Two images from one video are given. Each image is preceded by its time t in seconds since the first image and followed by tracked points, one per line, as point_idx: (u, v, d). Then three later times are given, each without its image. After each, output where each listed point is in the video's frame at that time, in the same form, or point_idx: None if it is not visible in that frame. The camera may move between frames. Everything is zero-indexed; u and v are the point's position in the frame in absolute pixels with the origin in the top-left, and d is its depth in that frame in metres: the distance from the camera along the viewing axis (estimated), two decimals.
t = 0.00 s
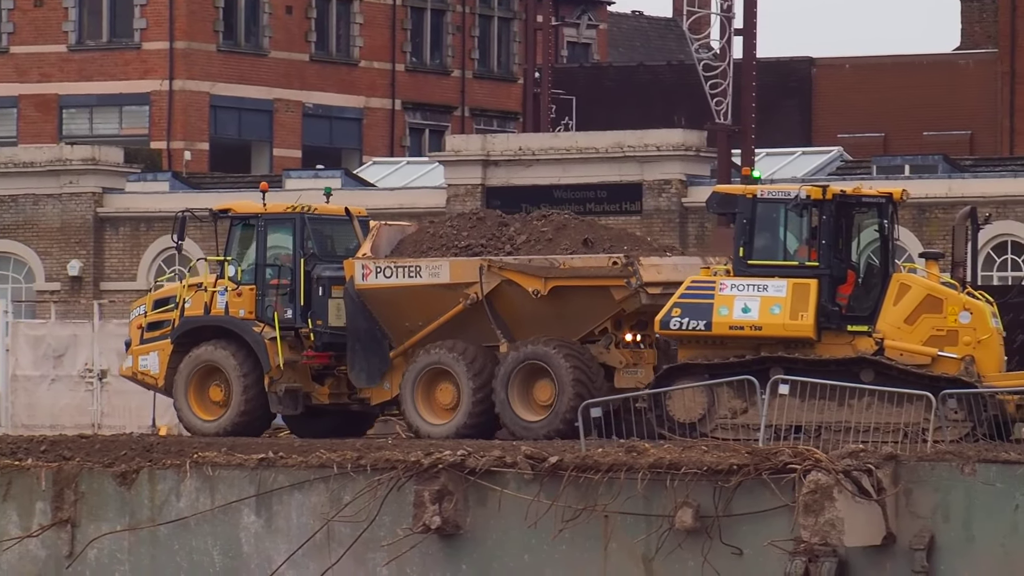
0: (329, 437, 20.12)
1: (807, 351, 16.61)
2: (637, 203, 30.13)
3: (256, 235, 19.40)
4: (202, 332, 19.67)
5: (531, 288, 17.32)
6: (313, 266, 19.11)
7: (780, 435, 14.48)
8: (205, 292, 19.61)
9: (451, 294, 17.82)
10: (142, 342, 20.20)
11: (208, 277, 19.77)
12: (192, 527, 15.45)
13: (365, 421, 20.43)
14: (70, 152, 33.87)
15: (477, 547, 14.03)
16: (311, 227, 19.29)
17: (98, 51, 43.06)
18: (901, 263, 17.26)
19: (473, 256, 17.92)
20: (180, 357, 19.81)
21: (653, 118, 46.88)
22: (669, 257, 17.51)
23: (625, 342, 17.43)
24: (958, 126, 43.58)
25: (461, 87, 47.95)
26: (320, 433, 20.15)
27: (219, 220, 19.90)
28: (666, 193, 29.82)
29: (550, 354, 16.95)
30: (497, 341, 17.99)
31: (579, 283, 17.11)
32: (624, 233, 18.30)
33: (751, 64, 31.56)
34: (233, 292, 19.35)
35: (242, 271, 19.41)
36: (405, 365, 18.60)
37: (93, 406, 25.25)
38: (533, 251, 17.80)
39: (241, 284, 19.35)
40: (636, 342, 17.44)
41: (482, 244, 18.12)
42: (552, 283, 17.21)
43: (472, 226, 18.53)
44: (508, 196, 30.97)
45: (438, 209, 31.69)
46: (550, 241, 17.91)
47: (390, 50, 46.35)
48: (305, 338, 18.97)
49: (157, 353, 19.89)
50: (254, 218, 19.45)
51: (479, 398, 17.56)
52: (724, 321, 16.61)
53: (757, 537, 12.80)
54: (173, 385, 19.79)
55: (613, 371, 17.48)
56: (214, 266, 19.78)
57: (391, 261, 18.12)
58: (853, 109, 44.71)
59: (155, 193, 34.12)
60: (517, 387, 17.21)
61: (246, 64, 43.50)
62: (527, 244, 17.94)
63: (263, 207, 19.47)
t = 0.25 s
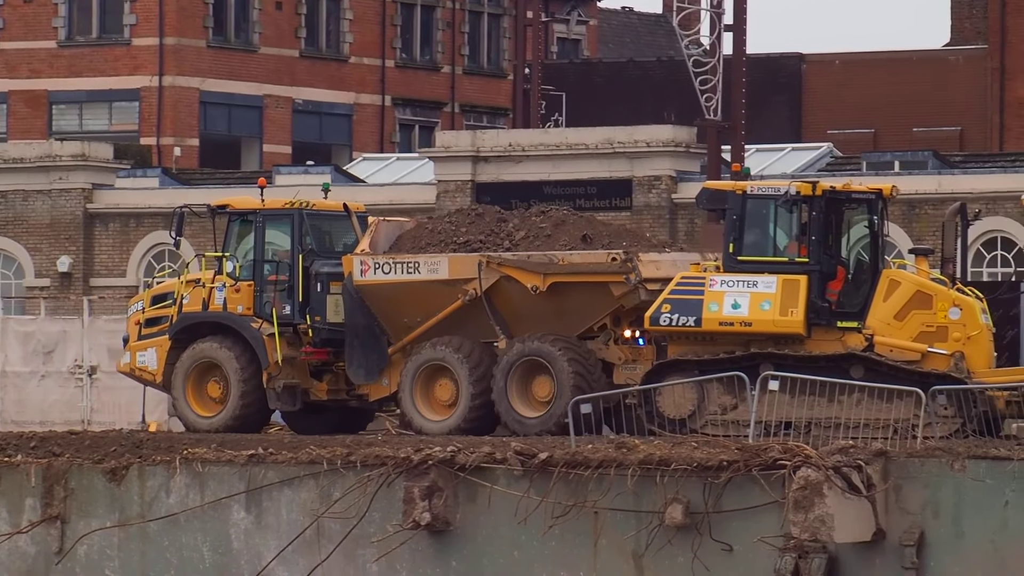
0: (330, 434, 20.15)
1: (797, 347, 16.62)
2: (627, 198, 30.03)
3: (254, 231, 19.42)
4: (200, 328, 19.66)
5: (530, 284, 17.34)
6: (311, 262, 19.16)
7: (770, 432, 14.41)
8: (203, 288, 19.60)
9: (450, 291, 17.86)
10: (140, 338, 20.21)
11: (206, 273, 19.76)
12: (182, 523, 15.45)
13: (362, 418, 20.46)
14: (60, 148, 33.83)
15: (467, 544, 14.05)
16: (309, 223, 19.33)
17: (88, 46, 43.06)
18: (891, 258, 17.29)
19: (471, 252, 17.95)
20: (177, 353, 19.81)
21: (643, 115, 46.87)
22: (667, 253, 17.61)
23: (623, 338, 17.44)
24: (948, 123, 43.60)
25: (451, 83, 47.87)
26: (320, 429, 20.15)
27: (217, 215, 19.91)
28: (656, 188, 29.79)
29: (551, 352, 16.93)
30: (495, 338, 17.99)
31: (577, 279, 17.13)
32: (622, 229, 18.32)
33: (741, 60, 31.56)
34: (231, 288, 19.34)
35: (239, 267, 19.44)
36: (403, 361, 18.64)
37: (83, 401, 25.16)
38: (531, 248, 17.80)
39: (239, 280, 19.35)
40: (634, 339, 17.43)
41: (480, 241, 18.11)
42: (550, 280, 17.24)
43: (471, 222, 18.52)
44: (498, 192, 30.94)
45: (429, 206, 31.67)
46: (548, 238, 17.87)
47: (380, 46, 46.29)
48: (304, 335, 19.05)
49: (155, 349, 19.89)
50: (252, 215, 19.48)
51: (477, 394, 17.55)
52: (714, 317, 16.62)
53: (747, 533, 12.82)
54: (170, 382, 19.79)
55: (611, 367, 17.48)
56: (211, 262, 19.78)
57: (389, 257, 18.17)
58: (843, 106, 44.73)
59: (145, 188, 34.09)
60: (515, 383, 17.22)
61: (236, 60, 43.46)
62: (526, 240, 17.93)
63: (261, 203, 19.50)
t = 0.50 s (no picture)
0: (329, 432, 20.16)
1: (786, 346, 16.65)
2: (616, 197, 30.05)
3: (252, 230, 19.43)
4: (198, 327, 19.62)
5: (529, 283, 17.34)
6: (309, 261, 19.18)
7: (760, 431, 14.44)
8: (201, 287, 19.57)
9: (448, 290, 17.85)
10: (137, 337, 20.19)
11: (204, 272, 19.72)
12: (171, 522, 15.45)
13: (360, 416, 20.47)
14: (49, 147, 33.78)
15: (456, 543, 14.06)
16: (307, 222, 19.35)
17: (77, 45, 43.04)
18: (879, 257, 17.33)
19: (469, 251, 17.94)
20: (175, 352, 19.79)
21: (632, 114, 46.92)
22: (666, 253, 17.71)
23: (622, 337, 17.43)
24: (937, 121, 43.67)
25: (440, 82, 47.86)
26: (317, 429, 20.14)
27: (214, 215, 19.89)
28: (645, 187, 29.80)
29: (552, 355, 16.92)
30: (493, 337, 18.02)
31: (576, 279, 17.13)
32: (621, 229, 18.29)
33: (731, 59, 31.59)
34: (229, 288, 19.33)
35: (237, 266, 19.44)
36: (402, 360, 18.65)
37: (72, 400, 25.12)
38: (530, 246, 17.80)
39: (237, 279, 19.34)
40: (633, 337, 17.40)
41: (478, 239, 18.12)
42: (549, 279, 17.23)
43: (469, 221, 18.51)
44: (488, 191, 30.93)
45: (419, 205, 31.66)
46: (547, 236, 17.87)
47: (369, 45, 46.31)
48: (302, 334, 19.06)
49: (153, 348, 19.87)
50: (250, 213, 19.48)
51: (475, 394, 17.55)
52: (703, 315, 16.63)
53: (736, 532, 12.85)
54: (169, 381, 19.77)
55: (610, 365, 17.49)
56: (209, 261, 19.77)
57: (387, 257, 18.17)
58: (832, 106, 44.79)
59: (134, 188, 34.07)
60: (514, 383, 17.23)
61: (226, 59, 43.40)
62: (524, 239, 17.93)
63: (259, 201, 19.52)
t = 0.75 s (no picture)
0: (324, 432, 20.12)
1: (774, 346, 16.68)
2: (604, 198, 30.01)
3: (248, 230, 19.41)
4: (194, 327, 19.65)
5: (526, 284, 17.37)
6: (305, 260, 19.17)
7: (747, 431, 14.47)
8: (196, 287, 19.61)
9: (445, 290, 17.88)
10: (133, 337, 20.20)
11: (200, 272, 19.76)
12: (159, 523, 15.45)
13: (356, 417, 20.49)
14: (37, 147, 33.72)
15: (444, 543, 14.07)
16: (303, 222, 19.33)
17: (65, 46, 43.01)
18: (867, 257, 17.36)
19: (466, 252, 17.92)
20: (170, 353, 19.80)
21: (620, 115, 46.96)
22: (664, 252, 17.77)
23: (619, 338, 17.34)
24: (925, 121, 43.75)
25: (428, 82, 47.84)
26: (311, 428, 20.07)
27: (210, 215, 19.87)
28: (633, 187, 29.80)
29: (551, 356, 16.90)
30: (490, 337, 18.03)
31: (573, 279, 17.19)
32: (619, 230, 18.27)
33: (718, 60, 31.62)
34: (225, 287, 19.35)
35: (234, 266, 19.42)
36: (398, 361, 18.62)
37: (60, 401, 25.08)
38: (527, 246, 17.82)
39: (233, 279, 19.36)
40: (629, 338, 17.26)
41: (475, 240, 18.12)
42: (546, 279, 17.27)
43: (466, 221, 18.56)
44: (476, 191, 30.92)
45: (407, 205, 31.65)
46: (544, 236, 17.90)
47: (357, 45, 46.29)
48: (298, 334, 19.06)
49: (149, 348, 19.91)
50: (246, 213, 19.47)
51: (472, 394, 17.54)
52: (691, 316, 16.65)
53: (724, 532, 12.87)
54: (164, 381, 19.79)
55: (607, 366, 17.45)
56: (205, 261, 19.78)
57: (384, 257, 18.19)
58: (820, 106, 44.83)
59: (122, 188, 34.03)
60: (511, 383, 17.22)
61: (214, 59, 43.37)
62: (521, 239, 17.96)
63: (255, 201, 19.52)
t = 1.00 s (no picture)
0: (319, 432, 20.12)
1: (762, 346, 16.71)
2: (591, 198, 30.03)
3: (244, 230, 19.44)
4: (190, 327, 19.63)
5: (523, 283, 17.36)
6: (302, 260, 19.20)
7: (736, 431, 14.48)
8: (193, 287, 19.61)
9: (441, 289, 17.88)
10: (129, 337, 20.20)
11: (196, 272, 19.75)
12: (146, 523, 15.45)
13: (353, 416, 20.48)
14: (24, 147, 33.66)
15: (432, 543, 14.09)
16: (299, 222, 19.37)
17: (53, 46, 42.99)
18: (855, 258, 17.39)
19: (463, 251, 17.95)
20: (166, 352, 19.79)
21: (608, 115, 47.00)
22: (660, 252, 17.82)
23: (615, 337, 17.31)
24: (912, 121, 43.83)
25: (415, 82, 47.84)
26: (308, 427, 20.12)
27: (206, 214, 19.89)
28: (620, 188, 29.81)
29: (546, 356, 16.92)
30: (486, 337, 18.02)
31: (569, 279, 17.19)
32: (615, 229, 18.35)
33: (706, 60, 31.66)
34: (221, 287, 19.35)
35: (230, 266, 19.42)
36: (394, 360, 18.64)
37: (47, 401, 25.06)
38: (524, 246, 17.83)
39: (229, 279, 19.36)
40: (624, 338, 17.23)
41: (472, 239, 18.14)
42: (543, 279, 17.27)
43: (463, 221, 18.58)
44: (463, 192, 30.92)
45: (395, 206, 31.66)
46: (540, 236, 17.92)
47: (345, 45, 46.27)
48: (294, 334, 19.07)
49: (145, 348, 19.90)
50: (242, 213, 19.50)
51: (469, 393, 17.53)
52: (679, 316, 16.68)
53: (712, 532, 12.90)
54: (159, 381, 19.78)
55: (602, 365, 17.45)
56: (200, 260, 19.78)
57: (381, 257, 18.19)
58: (808, 106, 44.87)
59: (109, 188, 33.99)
60: (507, 384, 17.21)
61: (201, 59, 43.33)
62: (518, 239, 17.98)
63: (251, 201, 19.54)
